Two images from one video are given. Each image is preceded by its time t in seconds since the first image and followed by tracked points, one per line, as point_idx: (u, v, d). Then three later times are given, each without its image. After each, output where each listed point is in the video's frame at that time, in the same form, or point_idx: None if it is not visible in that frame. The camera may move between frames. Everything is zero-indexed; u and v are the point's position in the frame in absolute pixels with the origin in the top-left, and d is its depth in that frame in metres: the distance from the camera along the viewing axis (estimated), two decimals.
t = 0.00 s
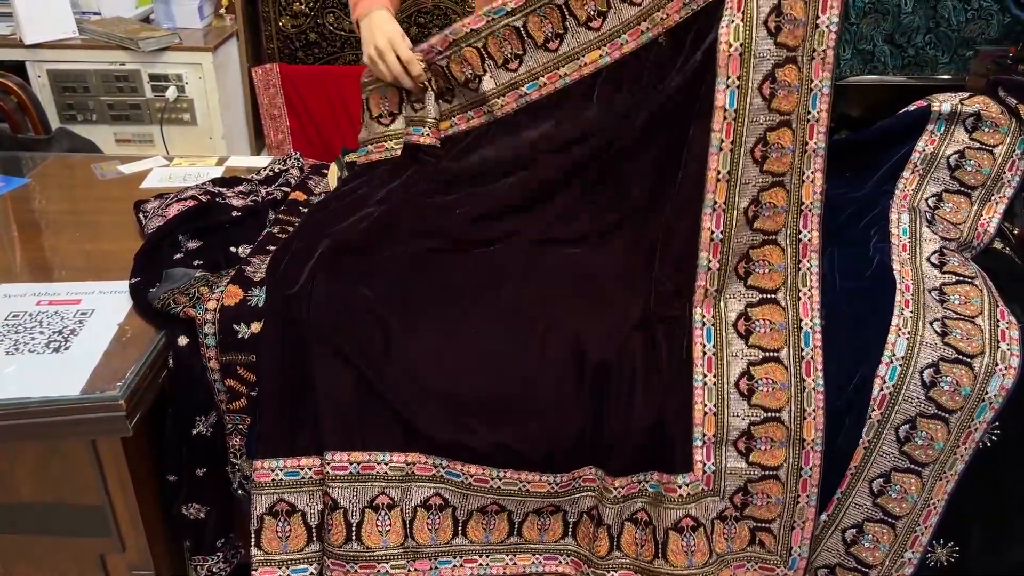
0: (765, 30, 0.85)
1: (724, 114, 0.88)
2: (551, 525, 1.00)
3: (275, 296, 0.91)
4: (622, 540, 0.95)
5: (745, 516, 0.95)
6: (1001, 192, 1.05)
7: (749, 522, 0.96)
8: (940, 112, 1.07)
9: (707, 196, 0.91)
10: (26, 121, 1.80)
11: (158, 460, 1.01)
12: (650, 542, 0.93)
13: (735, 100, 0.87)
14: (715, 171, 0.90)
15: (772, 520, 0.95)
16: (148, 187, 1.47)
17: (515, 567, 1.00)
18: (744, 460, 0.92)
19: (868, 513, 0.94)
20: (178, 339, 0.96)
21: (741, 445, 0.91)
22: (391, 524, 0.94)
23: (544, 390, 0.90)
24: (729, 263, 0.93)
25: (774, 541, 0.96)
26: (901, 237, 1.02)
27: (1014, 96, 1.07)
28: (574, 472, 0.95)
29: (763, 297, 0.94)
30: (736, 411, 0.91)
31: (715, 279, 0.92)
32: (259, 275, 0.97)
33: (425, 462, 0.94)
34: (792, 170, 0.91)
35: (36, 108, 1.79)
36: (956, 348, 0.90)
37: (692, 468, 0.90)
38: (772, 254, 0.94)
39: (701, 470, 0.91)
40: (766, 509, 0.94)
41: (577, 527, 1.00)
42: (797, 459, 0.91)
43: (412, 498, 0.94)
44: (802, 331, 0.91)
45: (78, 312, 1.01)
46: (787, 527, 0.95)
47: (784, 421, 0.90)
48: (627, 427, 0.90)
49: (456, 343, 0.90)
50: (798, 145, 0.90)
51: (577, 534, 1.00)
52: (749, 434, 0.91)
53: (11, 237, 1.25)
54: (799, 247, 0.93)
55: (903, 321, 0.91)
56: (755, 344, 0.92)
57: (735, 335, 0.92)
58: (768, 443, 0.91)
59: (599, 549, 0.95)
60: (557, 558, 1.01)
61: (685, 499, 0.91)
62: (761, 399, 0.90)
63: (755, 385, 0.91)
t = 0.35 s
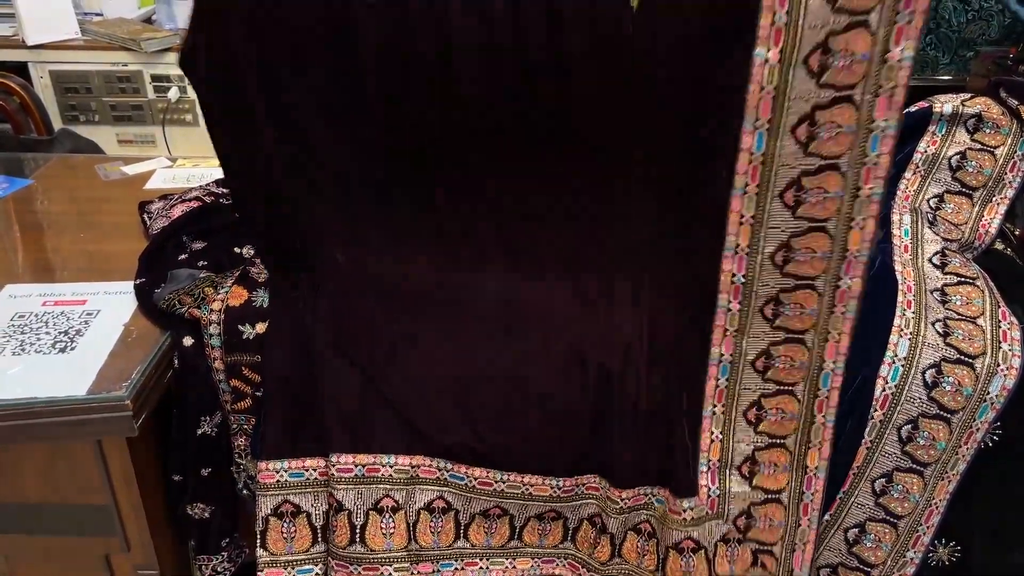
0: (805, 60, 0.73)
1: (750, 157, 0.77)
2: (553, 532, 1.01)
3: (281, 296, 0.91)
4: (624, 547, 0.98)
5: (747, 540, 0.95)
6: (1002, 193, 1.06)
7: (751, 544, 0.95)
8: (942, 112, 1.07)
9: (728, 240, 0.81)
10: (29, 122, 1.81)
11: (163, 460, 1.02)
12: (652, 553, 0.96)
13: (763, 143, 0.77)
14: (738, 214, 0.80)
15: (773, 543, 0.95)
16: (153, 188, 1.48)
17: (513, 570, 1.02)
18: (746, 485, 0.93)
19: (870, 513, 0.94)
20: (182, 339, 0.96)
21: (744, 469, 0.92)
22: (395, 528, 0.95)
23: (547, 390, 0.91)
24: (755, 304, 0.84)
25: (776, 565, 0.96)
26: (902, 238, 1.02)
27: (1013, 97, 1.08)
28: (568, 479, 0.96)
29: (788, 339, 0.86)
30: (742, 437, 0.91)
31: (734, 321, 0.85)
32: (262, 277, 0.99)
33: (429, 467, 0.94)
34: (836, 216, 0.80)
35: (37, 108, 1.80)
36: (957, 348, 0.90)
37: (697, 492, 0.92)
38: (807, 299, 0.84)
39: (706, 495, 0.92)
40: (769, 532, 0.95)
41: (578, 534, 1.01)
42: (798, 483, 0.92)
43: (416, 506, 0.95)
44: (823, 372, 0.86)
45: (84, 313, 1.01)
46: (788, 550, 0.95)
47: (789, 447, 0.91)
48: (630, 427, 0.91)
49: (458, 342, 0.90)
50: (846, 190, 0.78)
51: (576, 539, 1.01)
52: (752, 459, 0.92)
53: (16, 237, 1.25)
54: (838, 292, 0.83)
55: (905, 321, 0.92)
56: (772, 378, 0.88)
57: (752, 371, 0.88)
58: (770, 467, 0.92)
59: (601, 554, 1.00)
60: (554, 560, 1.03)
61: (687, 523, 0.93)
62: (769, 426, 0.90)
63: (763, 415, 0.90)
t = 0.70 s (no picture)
0: None
1: (846, 13, 0.68)
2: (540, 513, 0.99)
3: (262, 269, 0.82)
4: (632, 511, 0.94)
5: (800, 514, 0.91)
6: (1002, 192, 1.06)
7: (801, 518, 0.91)
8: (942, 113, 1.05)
9: (820, 129, 0.72)
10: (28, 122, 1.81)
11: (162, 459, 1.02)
12: (671, 525, 0.91)
13: None
14: (830, 92, 0.70)
15: (824, 514, 0.91)
16: (152, 187, 1.48)
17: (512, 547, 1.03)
18: (814, 458, 0.86)
19: (871, 513, 0.94)
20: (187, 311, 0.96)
21: (813, 443, 0.85)
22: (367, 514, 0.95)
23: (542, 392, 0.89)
24: (848, 224, 0.75)
25: (823, 532, 0.93)
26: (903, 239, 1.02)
27: (1014, 95, 1.06)
28: (546, 450, 0.92)
29: (885, 275, 0.77)
30: (818, 406, 0.83)
31: (825, 247, 0.76)
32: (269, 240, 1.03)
33: (383, 427, 0.92)
34: (952, 100, 0.70)
35: (36, 108, 1.80)
36: (956, 348, 0.90)
37: (750, 466, 0.86)
38: (913, 219, 0.75)
39: (761, 469, 0.86)
40: (824, 503, 0.90)
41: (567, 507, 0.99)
42: (864, 453, 0.88)
43: (377, 470, 0.94)
44: (922, 318, 0.80)
45: (82, 312, 1.01)
46: (837, 517, 0.92)
47: (867, 416, 0.85)
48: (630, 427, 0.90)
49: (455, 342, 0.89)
50: (965, 68, 0.69)
51: (573, 503, 0.98)
52: (827, 432, 0.85)
53: (15, 237, 1.25)
54: (951, 212, 0.75)
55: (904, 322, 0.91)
56: (863, 331, 0.80)
57: (839, 319, 0.79)
58: (842, 438, 0.85)
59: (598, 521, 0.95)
60: (552, 518, 0.99)
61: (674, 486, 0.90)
62: (850, 393, 0.83)
63: (849, 378, 0.82)
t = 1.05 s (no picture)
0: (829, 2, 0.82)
1: (794, 75, 0.83)
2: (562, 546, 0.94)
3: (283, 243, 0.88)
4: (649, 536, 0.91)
5: (801, 528, 0.92)
6: (1002, 188, 1.06)
7: (805, 536, 0.91)
8: (942, 109, 1.06)
9: (787, 156, 0.84)
10: (28, 120, 1.81)
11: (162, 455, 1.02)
12: (710, 556, 0.88)
13: (806, 62, 0.83)
14: (792, 130, 0.84)
15: (822, 533, 0.91)
16: (152, 185, 1.48)
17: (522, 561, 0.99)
18: (803, 457, 0.90)
19: (870, 509, 0.94)
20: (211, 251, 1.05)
21: (802, 441, 0.90)
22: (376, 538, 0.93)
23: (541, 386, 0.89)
24: (813, 234, 0.86)
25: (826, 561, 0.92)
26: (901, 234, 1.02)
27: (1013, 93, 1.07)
28: (598, 467, 0.89)
29: (836, 281, 0.87)
30: (801, 403, 0.89)
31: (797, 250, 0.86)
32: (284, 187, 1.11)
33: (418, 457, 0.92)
34: (870, 144, 0.84)
35: (36, 106, 1.80)
36: (955, 344, 0.90)
37: (761, 461, 0.90)
38: (851, 234, 0.86)
39: (769, 465, 0.90)
40: (819, 517, 0.91)
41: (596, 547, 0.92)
42: (843, 460, 0.90)
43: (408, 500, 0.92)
44: (865, 322, 0.87)
45: (83, 308, 1.01)
46: (834, 541, 0.91)
47: (840, 416, 0.89)
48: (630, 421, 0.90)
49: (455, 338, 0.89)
50: (873, 124, 0.84)
51: (607, 567, 0.88)
52: (810, 430, 0.90)
53: (14, 234, 1.25)
54: (876, 230, 0.85)
55: (904, 317, 0.91)
56: (825, 330, 0.88)
57: (811, 321, 0.88)
58: (822, 439, 0.90)
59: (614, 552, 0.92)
60: None
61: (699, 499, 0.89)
62: (825, 391, 0.89)
63: (820, 376, 0.89)
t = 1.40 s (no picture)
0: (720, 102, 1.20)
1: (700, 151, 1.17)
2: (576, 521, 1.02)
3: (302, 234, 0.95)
4: (644, 523, 0.97)
5: (778, 518, 0.95)
6: (997, 187, 1.06)
7: (783, 523, 0.95)
8: (936, 108, 1.08)
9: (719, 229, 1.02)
10: (28, 119, 1.82)
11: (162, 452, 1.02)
12: (673, 527, 0.96)
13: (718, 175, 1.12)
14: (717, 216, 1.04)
15: (805, 522, 0.95)
16: (151, 183, 1.48)
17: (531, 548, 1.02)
18: (780, 464, 0.92)
19: (865, 504, 0.95)
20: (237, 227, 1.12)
21: (778, 449, 0.91)
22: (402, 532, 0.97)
23: (540, 383, 0.90)
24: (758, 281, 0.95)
25: (808, 543, 0.96)
26: (897, 232, 1.03)
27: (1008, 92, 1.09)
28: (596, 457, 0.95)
29: (799, 310, 0.92)
30: (774, 414, 0.90)
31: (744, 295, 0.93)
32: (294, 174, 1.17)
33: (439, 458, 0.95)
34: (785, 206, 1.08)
35: (36, 106, 1.80)
36: (950, 341, 0.91)
37: (727, 468, 0.91)
38: (799, 281, 0.96)
39: (735, 470, 0.92)
40: (801, 511, 0.94)
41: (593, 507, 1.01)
42: (831, 465, 0.92)
43: (429, 495, 0.97)
44: (842, 338, 0.91)
45: (83, 306, 1.02)
46: (820, 528, 0.96)
47: (822, 426, 0.91)
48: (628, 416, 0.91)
49: (453, 333, 0.90)
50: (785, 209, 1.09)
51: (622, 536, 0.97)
52: (786, 438, 0.91)
53: (15, 233, 1.26)
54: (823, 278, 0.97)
55: (898, 314, 0.93)
56: (795, 349, 0.90)
57: (775, 339, 0.90)
58: (804, 447, 0.91)
59: (619, 530, 0.99)
60: (574, 533, 1.02)
61: (714, 497, 0.93)
62: (799, 404, 0.90)
63: (795, 390, 0.90)
